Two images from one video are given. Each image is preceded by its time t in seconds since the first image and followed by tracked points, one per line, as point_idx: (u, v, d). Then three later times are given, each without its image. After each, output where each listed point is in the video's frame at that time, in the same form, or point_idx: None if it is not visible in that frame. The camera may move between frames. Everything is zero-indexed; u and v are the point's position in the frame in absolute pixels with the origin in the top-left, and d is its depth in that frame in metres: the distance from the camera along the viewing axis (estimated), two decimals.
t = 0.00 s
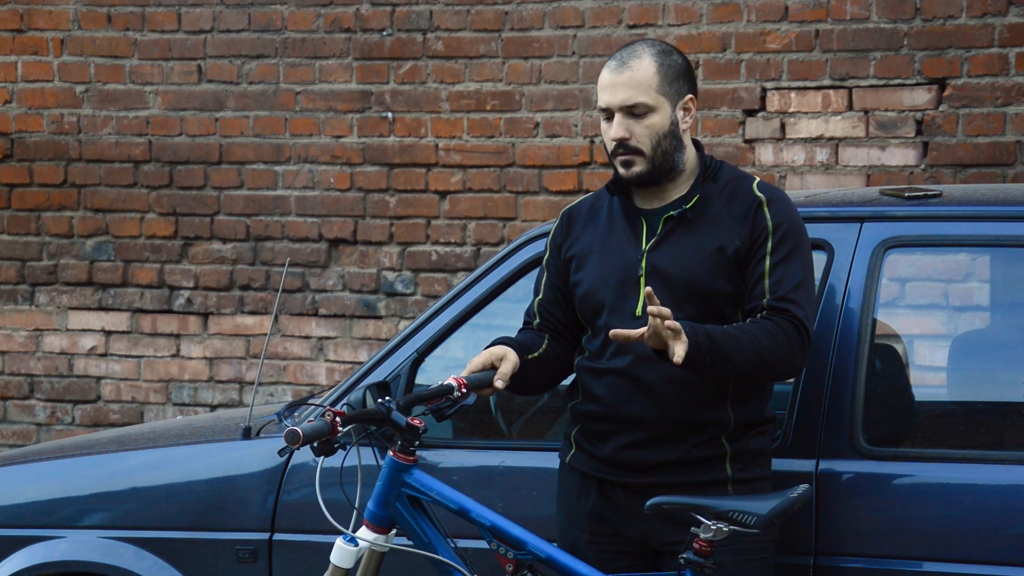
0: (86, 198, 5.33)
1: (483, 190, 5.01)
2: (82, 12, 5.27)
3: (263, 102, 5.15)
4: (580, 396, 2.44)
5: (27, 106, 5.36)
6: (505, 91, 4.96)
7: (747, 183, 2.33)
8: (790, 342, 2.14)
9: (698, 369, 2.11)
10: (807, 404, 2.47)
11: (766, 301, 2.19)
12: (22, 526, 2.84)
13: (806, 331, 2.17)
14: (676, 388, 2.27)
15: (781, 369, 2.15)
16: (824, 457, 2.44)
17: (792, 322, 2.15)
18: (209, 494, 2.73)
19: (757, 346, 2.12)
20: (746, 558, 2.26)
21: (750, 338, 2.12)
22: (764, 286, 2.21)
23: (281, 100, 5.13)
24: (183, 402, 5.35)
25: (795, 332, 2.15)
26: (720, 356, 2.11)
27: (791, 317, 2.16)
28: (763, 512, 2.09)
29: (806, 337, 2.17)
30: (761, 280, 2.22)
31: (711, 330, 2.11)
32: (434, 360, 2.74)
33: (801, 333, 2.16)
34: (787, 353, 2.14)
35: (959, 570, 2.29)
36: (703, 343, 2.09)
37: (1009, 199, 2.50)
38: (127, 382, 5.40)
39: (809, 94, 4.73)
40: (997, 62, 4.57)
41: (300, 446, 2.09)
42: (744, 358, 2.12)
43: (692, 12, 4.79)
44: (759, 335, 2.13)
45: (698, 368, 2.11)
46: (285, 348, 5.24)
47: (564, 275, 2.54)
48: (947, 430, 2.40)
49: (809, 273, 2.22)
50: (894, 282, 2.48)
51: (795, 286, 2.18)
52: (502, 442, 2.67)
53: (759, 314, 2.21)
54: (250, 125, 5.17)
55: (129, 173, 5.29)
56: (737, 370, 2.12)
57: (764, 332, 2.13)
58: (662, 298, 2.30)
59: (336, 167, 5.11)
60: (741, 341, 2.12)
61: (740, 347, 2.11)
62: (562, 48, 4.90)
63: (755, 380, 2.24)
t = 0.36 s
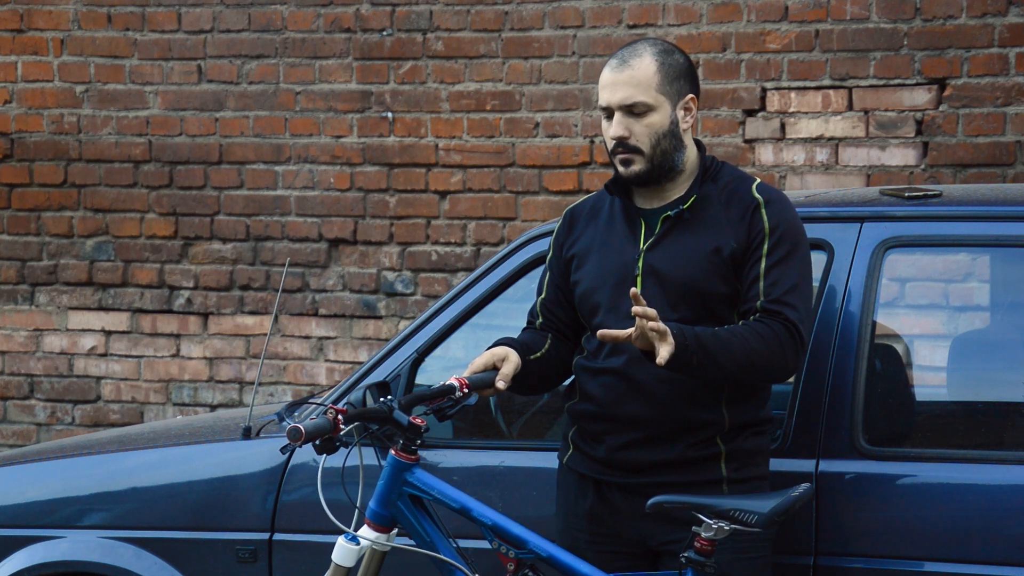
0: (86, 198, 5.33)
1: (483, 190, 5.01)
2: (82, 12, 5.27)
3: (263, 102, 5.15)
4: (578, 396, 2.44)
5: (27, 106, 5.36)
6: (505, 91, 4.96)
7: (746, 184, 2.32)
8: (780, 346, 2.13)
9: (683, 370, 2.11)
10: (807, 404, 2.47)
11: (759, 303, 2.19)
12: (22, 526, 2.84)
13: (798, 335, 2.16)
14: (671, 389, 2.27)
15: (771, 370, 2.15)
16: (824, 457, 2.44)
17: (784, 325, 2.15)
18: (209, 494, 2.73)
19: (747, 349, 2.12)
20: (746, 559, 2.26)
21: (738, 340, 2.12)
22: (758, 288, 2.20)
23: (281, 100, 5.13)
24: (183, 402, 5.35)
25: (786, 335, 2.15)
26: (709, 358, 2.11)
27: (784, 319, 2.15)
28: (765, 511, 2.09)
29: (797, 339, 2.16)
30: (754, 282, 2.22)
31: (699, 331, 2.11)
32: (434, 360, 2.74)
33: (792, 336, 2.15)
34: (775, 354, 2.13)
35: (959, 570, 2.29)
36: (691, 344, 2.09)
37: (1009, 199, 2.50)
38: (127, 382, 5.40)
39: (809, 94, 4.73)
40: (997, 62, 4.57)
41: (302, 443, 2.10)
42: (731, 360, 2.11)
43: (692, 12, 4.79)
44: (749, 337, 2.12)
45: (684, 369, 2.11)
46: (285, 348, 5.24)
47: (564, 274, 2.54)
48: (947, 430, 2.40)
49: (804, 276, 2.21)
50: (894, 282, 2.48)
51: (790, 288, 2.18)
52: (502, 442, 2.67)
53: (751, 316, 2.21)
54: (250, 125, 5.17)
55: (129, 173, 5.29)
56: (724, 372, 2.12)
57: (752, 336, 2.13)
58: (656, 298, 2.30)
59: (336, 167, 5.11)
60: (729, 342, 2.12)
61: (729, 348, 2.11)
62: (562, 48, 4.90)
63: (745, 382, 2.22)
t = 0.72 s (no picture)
0: (86, 198, 5.33)
1: (483, 190, 5.01)
2: (82, 12, 5.27)
3: (263, 102, 5.15)
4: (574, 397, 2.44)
5: (27, 106, 5.36)
6: (505, 91, 4.96)
7: (748, 183, 2.31)
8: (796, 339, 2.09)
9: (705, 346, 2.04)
10: (807, 404, 2.47)
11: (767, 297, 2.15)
12: (22, 526, 2.84)
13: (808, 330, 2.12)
14: (661, 390, 2.26)
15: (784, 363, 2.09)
16: (824, 457, 2.44)
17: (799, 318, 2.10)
18: (209, 493, 2.73)
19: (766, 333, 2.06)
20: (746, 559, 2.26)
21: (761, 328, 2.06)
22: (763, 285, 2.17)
23: (281, 100, 5.13)
24: (183, 402, 5.35)
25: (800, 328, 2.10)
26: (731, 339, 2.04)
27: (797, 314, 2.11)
28: (767, 509, 2.09)
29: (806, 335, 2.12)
30: (757, 282, 2.19)
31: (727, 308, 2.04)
32: (434, 360, 2.74)
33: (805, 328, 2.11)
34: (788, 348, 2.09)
35: (959, 570, 2.29)
36: (716, 319, 2.01)
37: (1009, 198, 2.50)
38: (127, 382, 5.40)
39: (809, 94, 4.73)
40: (997, 62, 4.57)
41: (307, 441, 2.10)
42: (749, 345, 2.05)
43: (692, 12, 4.79)
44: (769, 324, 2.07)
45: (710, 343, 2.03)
46: (285, 348, 5.24)
47: (563, 270, 2.54)
48: (947, 431, 2.40)
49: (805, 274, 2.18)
50: (894, 282, 2.48)
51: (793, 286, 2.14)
52: (502, 442, 2.67)
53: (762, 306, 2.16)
54: (250, 125, 5.17)
55: (129, 173, 5.29)
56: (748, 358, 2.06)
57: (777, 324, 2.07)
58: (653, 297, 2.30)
59: (336, 167, 5.11)
60: (752, 325, 2.06)
61: (751, 333, 2.05)
62: (562, 48, 4.90)
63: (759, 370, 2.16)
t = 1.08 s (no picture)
0: (86, 198, 5.33)
1: (483, 190, 5.01)
2: (82, 12, 5.26)
3: (263, 102, 5.15)
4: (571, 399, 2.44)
5: (27, 106, 5.35)
6: (505, 91, 4.96)
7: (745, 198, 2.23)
8: (789, 383, 2.13)
9: (678, 438, 2.15)
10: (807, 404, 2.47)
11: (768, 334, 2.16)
12: (22, 526, 2.84)
13: (805, 364, 2.14)
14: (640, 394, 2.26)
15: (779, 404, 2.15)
16: (825, 456, 2.44)
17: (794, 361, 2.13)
18: (209, 493, 2.73)
19: (756, 398, 2.13)
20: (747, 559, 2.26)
21: (737, 391, 2.14)
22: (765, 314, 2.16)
23: (281, 100, 5.13)
24: (183, 402, 5.35)
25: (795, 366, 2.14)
26: (702, 415, 2.13)
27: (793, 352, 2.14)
28: (771, 506, 2.09)
29: (804, 369, 2.15)
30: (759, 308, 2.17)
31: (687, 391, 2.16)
32: (434, 360, 2.74)
33: (799, 361, 2.14)
34: (781, 388, 2.13)
35: (959, 570, 2.29)
36: (673, 407, 2.14)
37: (1009, 199, 2.50)
38: (127, 382, 5.40)
39: (809, 94, 4.73)
40: (997, 62, 4.57)
41: (317, 433, 2.14)
42: (726, 413, 2.13)
43: (692, 12, 4.79)
44: (759, 384, 2.13)
45: (681, 437, 2.14)
46: (285, 348, 5.24)
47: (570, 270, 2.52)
48: (947, 430, 2.40)
49: (809, 298, 2.16)
50: (894, 282, 2.48)
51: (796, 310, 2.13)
52: (503, 442, 2.67)
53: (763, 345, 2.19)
54: (251, 125, 5.17)
55: (129, 173, 5.29)
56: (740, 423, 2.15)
57: (755, 377, 2.14)
58: (639, 310, 2.27)
59: (336, 167, 5.11)
60: (739, 395, 2.13)
61: (721, 405, 2.13)
62: (562, 48, 4.90)
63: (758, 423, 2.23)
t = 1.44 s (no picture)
0: (86, 198, 5.33)
1: (483, 190, 5.01)
2: (82, 12, 5.26)
3: (263, 102, 5.15)
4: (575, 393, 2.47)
5: (27, 106, 5.35)
6: (505, 91, 4.96)
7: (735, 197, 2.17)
8: (721, 386, 2.06)
9: (596, 420, 2.14)
10: (807, 404, 2.47)
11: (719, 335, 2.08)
12: (22, 526, 2.84)
13: (745, 370, 2.04)
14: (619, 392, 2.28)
15: (713, 409, 2.08)
16: (825, 457, 2.44)
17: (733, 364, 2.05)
18: (209, 493, 2.73)
19: (678, 394, 2.08)
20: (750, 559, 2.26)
21: (668, 383, 2.09)
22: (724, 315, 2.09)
23: (281, 100, 5.14)
24: (183, 402, 5.35)
25: (735, 374, 2.05)
26: (624, 402, 2.11)
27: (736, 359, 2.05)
28: (777, 500, 2.09)
29: (746, 379, 2.05)
30: (722, 308, 2.10)
31: (616, 375, 2.14)
32: (434, 360, 2.74)
33: (741, 369, 2.05)
34: (715, 393, 2.06)
35: (959, 570, 2.30)
36: (592, 386, 2.13)
37: (1009, 198, 2.50)
38: (127, 382, 5.40)
39: (809, 94, 4.73)
40: (997, 62, 4.57)
41: (332, 419, 2.17)
42: (651, 405, 2.10)
43: (692, 12, 4.79)
44: (684, 381, 2.08)
45: (598, 418, 2.14)
46: (285, 348, 5.24)
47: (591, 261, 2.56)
48: (947, 430, 2.40)
49: (776, 307, 2.05)
50: (894, 282, 2.48)
51: (753, 315, 2.04)
52: (503, 442, 2.67)
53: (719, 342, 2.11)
54: (251, 125, 5.17)
55: (129, 173, 5.29)
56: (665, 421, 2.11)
57: (691, 375, 2.08)
58: (630, 301, 2.29)
59: (336, 167, 5.11)
60: (663, 387, 2.10)
61: (646, 395, 2.10)
62: (562, 48, 4.90)
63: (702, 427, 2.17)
